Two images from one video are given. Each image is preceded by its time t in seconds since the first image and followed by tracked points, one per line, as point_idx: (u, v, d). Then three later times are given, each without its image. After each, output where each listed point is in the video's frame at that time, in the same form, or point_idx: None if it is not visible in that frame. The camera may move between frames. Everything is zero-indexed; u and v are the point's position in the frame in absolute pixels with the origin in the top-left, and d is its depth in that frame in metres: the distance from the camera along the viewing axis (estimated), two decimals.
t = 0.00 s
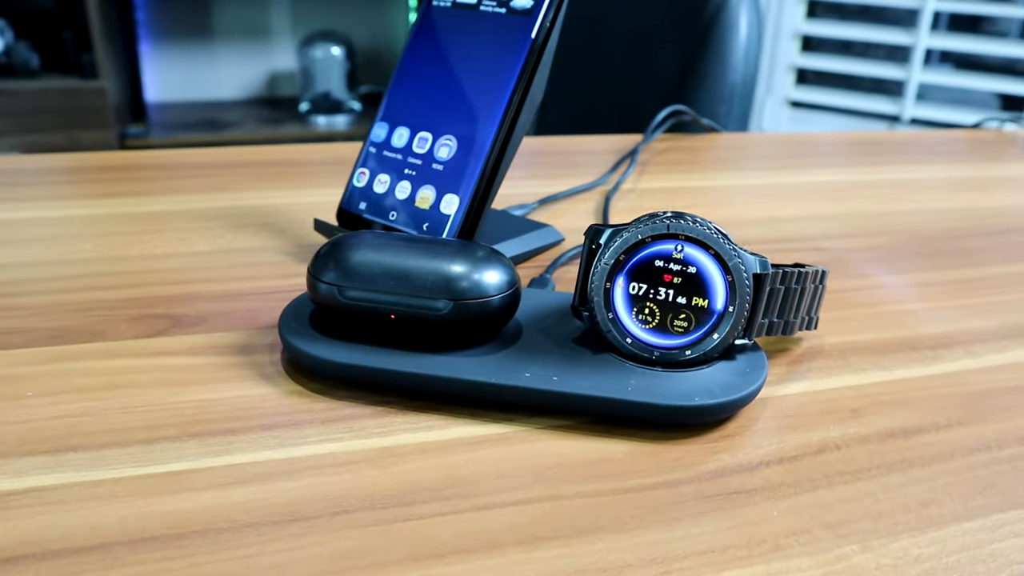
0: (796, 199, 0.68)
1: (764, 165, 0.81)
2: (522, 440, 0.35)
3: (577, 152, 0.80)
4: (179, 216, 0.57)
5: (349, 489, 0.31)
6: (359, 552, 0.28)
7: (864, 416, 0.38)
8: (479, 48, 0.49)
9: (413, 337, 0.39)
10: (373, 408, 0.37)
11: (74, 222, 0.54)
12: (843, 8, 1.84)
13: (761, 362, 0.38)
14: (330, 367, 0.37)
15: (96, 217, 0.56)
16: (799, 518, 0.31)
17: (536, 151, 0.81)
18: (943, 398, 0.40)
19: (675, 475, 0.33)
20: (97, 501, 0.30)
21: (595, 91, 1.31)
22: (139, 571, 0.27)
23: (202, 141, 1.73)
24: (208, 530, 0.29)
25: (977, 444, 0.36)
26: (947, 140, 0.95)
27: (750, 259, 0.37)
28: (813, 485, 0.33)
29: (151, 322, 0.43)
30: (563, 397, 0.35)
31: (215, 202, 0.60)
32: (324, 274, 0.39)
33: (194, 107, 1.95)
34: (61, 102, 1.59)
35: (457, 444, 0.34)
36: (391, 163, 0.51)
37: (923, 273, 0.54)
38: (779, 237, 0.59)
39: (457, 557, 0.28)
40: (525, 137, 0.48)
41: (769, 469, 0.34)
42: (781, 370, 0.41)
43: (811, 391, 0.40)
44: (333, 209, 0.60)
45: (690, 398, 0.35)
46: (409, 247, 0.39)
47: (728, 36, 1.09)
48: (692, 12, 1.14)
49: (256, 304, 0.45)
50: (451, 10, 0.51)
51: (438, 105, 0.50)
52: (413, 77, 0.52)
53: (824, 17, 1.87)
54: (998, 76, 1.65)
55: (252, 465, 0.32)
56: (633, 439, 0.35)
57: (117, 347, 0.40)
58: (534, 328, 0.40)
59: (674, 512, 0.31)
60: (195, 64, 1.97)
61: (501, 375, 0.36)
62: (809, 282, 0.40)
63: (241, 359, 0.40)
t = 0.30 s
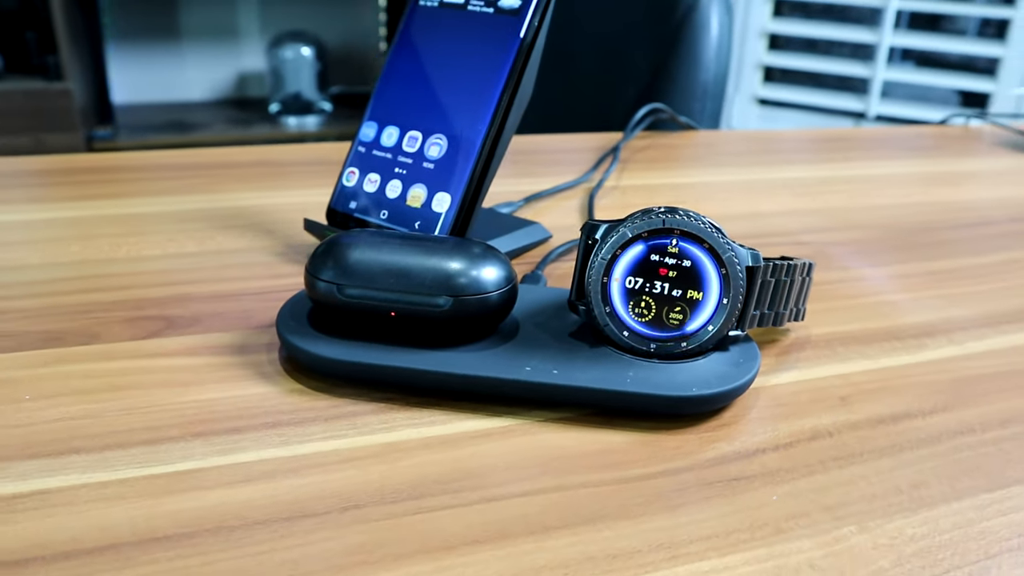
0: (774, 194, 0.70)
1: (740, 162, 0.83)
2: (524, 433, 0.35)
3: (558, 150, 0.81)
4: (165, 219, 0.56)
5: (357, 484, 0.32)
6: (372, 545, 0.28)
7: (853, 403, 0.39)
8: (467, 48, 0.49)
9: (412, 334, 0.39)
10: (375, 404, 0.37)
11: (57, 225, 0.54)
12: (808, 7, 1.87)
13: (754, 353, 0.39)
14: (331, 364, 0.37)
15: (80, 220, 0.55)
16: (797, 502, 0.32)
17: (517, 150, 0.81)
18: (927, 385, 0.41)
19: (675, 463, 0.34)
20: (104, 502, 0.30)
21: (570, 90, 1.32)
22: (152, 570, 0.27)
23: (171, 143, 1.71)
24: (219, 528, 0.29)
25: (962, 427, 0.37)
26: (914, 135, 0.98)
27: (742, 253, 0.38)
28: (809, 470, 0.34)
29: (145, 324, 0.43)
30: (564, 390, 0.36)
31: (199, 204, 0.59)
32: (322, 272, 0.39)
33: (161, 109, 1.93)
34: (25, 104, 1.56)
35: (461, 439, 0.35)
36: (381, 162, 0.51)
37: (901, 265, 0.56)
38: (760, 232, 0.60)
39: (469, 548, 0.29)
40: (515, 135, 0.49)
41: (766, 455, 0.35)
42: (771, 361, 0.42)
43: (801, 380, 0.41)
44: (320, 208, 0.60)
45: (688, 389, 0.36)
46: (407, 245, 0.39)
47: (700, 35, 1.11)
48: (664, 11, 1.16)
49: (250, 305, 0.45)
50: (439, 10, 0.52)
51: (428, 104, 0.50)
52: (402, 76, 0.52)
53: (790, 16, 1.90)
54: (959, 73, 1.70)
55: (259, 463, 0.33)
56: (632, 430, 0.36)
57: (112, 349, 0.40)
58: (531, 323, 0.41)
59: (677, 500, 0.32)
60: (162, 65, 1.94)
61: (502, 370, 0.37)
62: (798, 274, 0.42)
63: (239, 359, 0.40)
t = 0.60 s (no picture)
0: (757, 189, 0.71)
1: (720, 159, 0.84)
2: (531, 426, 0.36)
3: (543, 147, 0.81)
4: (155, 220, 0.56)
5: (371, 479, 0.32)
6: (390, 538, 0.29)
7: (846, 390, 0.40)
8: (460, 47, 0.50)
9: (415, 330, 0.40)
10: (381, 400, 0.37)
11: (45, 228, 0.53)
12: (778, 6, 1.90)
13: (750, 343, 0.40)
14: (336, 361, 0.38)
15: (67, 222, 0.55)
16: (800, 486, 0.33)
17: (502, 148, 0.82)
18: (917, 371, 0.42)
19: (680, 452, 0.35)
20: (118, 502, 0.30)
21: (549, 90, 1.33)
22: (173, 568, 0.27)
23: (144, 145, 1.69)
24: (237, 524, 0.29)
25: (952, 412, 0.39)
26: (887, 130, 1.00)
27: (739, 246, 0.39)
28: (809, 456, 0.35)
29: (144, 325, 0.42)
30: (568, 383, 0.37)
31: (189, 205, 0.59)
32: (325, 270, 0.39)
33: (132, 112, 1.90)
34: None
35: (469, 432, 0.35)
36: (375, 162, 0.51)
37: (883, 257, 0.57)
38: (746, 227, 0.61)
39: (485, 538, 0.29)
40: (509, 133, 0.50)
41: (767, 442, 0.36)
42: (766, 351, 0.43)
43: (795, 369, 0.42)
44: (311, 208, 0.60)
45: (689, 378, 0.37)
46: (408, 242, 0.40)
47: (676, 34, 1.12)
48: (641, 10, 1.17)
49: (248, 305, 0.45)
50: (430, 10, 0.52)
51: (421, 103, 0.50)
52: (393, 76, 0.52)
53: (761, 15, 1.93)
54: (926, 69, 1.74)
55: (270, 459, 0.33)
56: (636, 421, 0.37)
57: (112, 351, 0.40)
58: (532, 318, 0.41)
59: (684, 487, 0.32)
60: (132, 67, 1.92)
61: (507, 364, 0.37)
62: (791, 266, 0.43)
63: (241, 358, 0.40)
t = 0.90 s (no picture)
0: (740, 185, 0.72)
1: (702, 155, 0.85)
2: (537, 419, 0.37)
3: (528, 145, 0.82)
4: (145, 222, 0.56)
5: (382, 473, 0.32)
6: (405, 531, 0.29)
7: (839, 379, 0.41)
8: (452, 46, 0.50)
9: (418, 326, 0.40)
10: (388, 396, 0.38)
11: (34, 231, 0.53)
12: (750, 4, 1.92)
13: (746, 334, 0.41)
14: (342, 358, 0.38)
15: (56, 225, 0.54)
16: (801, 471, 0.34)
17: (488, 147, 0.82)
18: (906, 359, 0.43)
19: (683, 440, 0.36)
20: (132, 502, 0.30)
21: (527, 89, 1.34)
22: (192, 564, 0.27)
23: (117, 148, 1.67)
24: (253, 520, 0.29)
25: (941, 397, 0.40)
26: (862, 126, 1.02)
27: (735, 238, 0.39)
28: (807, 442, 0.36)
29: (143, 327, 0.42)
30: (572, 375, 0.37)
31: (178, 206, 0.59)
32: (327, 268, 0.39)
33: (103, 114, 1.87)
34: None
35: (476, 426, 0.36)
36: (369, 160, 0.51)
37: (867, 249, 0.58)
38: (733, 222, 0.62)
39: (500, 528, 0.30)
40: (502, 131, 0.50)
41: (766, 430, 0.37)
42: (759, 342, 0.44)
43: (789, 359, 0.43)
44: (302, 208, 0.60)
45: (690, 368, 0.37)
46: (409, 239, 0.40)
47: (653, 32, 1.13)
48: (618, 9, 1.18)
49: (246, 304, 0.45)
50: (421, 10, 0.53)
51: (415, 102, 0.51)
52: (385, 75, 0.53)
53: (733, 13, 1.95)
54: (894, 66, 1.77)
55: (281, 456, 0.33)
56: (639, 411, 0.37)
57: (113, 352, 0.40)
58: (532, 313, 0.42)
59: (689, 474, 0.33)
60: (102, 69, 1.89)
61: (511, 358, 0.38)
62: (782, 258, 0.44)
63: (244, 358, 0.40)
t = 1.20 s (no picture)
0: (724, 180, 0.73)
1: (685, 151, 0.86)
2: (542, 411, 0.37)
3: (514, 143, 0.82)
4: (136, 223, 0.55)
5: (394, 467, 0.32)
6: (420, 522, 0.30)
7: (832, 366, 0.42)
8: (445, 45, 0.50)
9: (421, 322, 0.40)
10: (393, 391, 0.38)
11: (24, 234, 0.52)
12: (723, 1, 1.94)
13: (742, 325, 0.42)
14: (347, 354, 0.38)
15: (46, 227, 0.54)
16: (801, 456, 0.35)
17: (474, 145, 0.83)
18: (895, 347, 0.45)
19: (685, 429, 0.36)
20: (146, 501, 0.30)
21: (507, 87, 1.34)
22: (211, 560, 0.27)
23: (90, 150, 1.65)
24: (269, 516, 0.30)
25: (931, 382, 0.41)
26: (839, 121, 1.03)
27: (732, 231, 0.40)
28: (806, 428, 0.37)
29: (143, 327, 0.42)
30: (575, 368, 0.38)
31: (168, 207, 0.59)
32: (330, 265, 0.40)
33: (75, 116, 1.85)
34: None
35: (483, 419, 0.36)
36: (364, 159, 0.52)
37: (852, 241, 0.60)
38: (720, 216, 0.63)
39: (513, 518, 0.30)
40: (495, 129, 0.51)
41: (765, 417, 0.38)
42: (753, 333, 0.45)
43: (783, 348, 0.44)
44: (293, 207, 0.60)
45: (690, 359, 0.38)
46: (410, 236, 0.40)
47: (631, 29, 1.14)
48: (596, 7, 1.19)
49: (245, 304, 0.45)
50: (412, 9, 0.53)
51: (409, 101, 0.51)
52: (378, 74, 0.53)
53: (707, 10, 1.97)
54: (865, 62, 1.80)
55: (292, 452, 0.33)
56: (641, 401, 0.38)
57: (115, 353, 0.40)
58: (532, 307, 0.42)
59: (694, 462, 0.34)
60: (73, 70, 1.87)
61: (515, 351, 0.38)
62: (775, 251, 0.44)
63: (247, 356, 0.40)
